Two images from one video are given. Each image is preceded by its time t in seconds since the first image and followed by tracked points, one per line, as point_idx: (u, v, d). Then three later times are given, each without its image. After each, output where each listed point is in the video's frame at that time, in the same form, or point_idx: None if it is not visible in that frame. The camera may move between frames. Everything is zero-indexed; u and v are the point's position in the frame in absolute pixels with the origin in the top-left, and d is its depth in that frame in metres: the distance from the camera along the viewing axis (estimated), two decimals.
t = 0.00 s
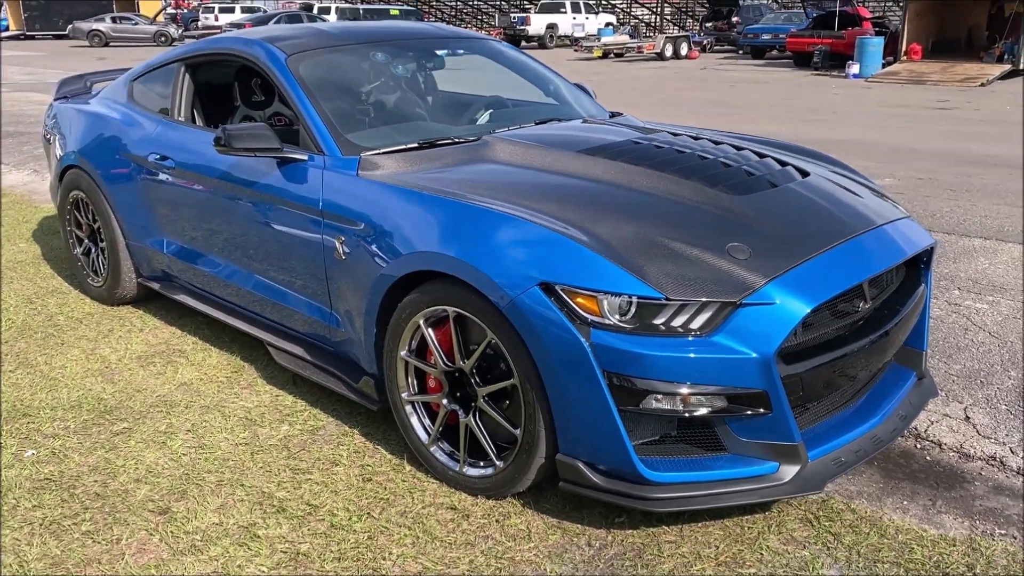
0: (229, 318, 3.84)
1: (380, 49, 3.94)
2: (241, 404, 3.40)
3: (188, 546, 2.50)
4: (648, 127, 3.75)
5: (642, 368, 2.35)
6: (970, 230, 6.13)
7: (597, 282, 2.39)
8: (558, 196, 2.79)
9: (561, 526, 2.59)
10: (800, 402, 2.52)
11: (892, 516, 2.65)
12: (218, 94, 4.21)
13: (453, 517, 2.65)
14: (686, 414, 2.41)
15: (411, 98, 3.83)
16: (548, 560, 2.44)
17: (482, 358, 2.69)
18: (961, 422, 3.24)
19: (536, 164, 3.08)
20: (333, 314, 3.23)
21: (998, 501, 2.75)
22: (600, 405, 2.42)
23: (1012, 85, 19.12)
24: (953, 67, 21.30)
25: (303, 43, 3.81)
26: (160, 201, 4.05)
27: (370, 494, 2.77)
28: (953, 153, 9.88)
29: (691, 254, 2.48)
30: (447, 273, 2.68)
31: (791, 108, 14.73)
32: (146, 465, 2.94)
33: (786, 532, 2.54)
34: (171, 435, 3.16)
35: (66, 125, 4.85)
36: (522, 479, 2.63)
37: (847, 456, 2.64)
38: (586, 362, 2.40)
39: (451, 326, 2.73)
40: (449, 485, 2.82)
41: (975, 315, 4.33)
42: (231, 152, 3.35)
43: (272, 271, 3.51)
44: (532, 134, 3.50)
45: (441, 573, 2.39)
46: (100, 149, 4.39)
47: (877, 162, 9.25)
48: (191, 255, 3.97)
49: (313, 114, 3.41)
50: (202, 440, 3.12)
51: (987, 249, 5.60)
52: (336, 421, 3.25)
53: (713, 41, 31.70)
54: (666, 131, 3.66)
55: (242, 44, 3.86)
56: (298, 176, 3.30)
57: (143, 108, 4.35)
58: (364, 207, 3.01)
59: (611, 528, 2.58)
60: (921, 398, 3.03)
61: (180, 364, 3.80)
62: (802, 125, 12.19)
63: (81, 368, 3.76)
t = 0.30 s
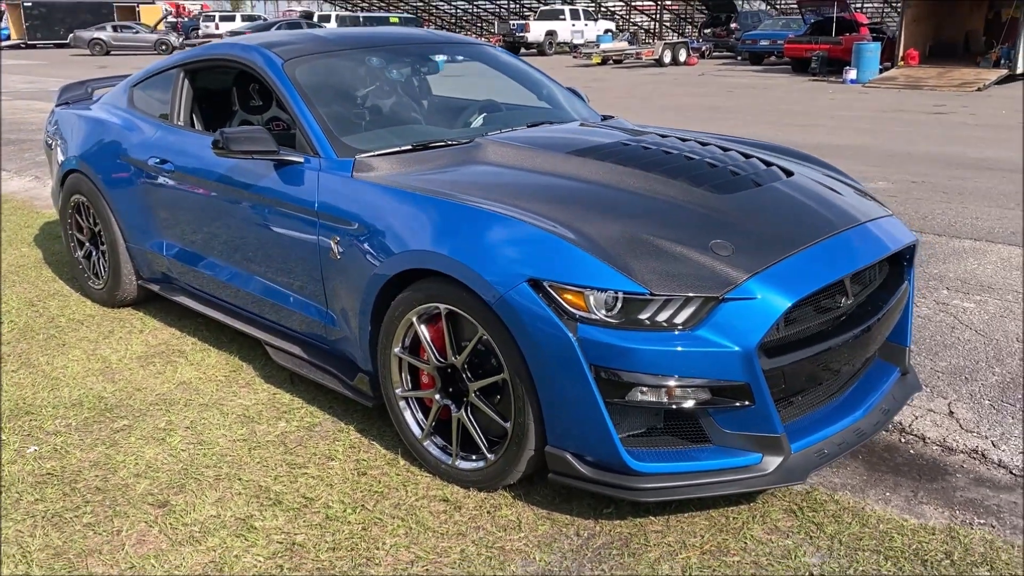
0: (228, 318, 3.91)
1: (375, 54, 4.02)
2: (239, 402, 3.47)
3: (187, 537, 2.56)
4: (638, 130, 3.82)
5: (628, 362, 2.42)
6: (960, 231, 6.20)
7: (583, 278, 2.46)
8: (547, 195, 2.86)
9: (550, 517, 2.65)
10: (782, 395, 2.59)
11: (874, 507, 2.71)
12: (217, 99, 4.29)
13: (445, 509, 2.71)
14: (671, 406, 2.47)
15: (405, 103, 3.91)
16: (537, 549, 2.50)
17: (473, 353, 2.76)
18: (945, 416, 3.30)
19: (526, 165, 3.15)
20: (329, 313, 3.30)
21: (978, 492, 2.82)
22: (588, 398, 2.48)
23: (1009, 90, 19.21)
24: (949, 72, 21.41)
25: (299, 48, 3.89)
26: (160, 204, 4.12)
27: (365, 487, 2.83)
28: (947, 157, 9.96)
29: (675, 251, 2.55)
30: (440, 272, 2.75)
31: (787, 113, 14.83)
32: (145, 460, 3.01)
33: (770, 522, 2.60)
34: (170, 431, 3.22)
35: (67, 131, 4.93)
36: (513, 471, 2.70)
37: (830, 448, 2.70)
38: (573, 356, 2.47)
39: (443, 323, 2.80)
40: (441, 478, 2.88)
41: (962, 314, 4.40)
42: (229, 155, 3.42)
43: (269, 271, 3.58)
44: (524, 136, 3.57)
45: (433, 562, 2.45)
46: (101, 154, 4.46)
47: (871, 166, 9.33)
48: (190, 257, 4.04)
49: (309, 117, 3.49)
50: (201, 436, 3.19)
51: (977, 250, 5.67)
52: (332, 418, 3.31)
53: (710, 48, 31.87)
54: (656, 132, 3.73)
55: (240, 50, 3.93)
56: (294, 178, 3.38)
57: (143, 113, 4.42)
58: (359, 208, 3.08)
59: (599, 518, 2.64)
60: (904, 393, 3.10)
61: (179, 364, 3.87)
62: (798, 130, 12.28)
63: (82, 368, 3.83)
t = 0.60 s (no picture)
0: (235, 320, 3.99)
1: (379, 61, 4.10)
2: (246, 401, 3.54)
3: (197, 530, 2.63)
4: (637, 134, 3.90)
5: (626, 358, 2.49)
6: (956, 234, 6.28)
7: (582, 277, 2.54)
8: (547, 198, 2.94)
9: (551, 511, 2.72)
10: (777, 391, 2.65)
11: (867, 500, 2.78)
12: (224, 106, 4.37)
13: (449, 503, 2.78)
14: (668, 401, 2.54)
15: (408, 108, 3.99)
16: (538, 541, 2.57)
17: (475, 352, 2.84)
18: (938, 414, 3.37)
19: (527, 168, 3.23)
20: (334, 314, 3.37)
21: (970, 487, 2.88)
22: (587, 394, 2.55)
23: (1007, 96, 19.31)
24: (949, 79, 21.51)
25: (304, 56, 3.97)
26: (168, 209, 4.21)
27: (370, 483, 2.90)
28: (945, 162, 10.04)
29: (672, 251, 2.62)
30: (443, 273, 2.82)
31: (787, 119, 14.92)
32: (155, 458, 3.08)
33: (765, 515, 2.67)
34: (180, 430, 3.29)
35: (76, 137, 5.01)
36: (515, 466, 2.77)
37: (824, 443, 2.77)
38: (572, 353, 2.54)
39: (447, 322, 2.88)
40: (445, 474, 2.95)
41: (957, 315, 4.47)
42: (237, 160, 3.50)
43: (275, 274, 3.66)
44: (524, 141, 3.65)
45: (437, 553, 2.51)
46: (110, 160, 4.55)
47: (869, 171, 9.42)
48: (198, 260, 4.12)
49: (315, 123, 3.57)
50: (210, 434, 3.26)
51: (973, 253, 5.74)
52: (337, 417, 3.39)
53: (710, 55, 32.02)
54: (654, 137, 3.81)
55: (247, 57, 4.02)
56: (301, 183, 3.45)
57: (151, 120, 4.50)
58: (363, 211, 3.16)
59: (599, 512, 2.71)
60: (897, 390, 3.17)
61: (187, 365, 3.95)
62: (797, 136, 12.37)
63: (92, 369, 3.90)
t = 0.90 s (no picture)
0: (252, 322, 4.07)
1: (393, 69, 4.19)
2: (265, 401, 3.62)
3: (222, 523, 2.70)
4: (646, 139, 3.98)
5: (640, 355, 2.56)
6: (959, 239, 6.35)
7: (597, 276, 2.61)
8: (561, 200, 3.01)
9: (566, 505, 2.79)
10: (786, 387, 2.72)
11: (875, 495, 2.84)
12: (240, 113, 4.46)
13: (466, 497, 2.85)
14: (681, 397, 2.60)
15: (421, 115, 4.08)
16: (554, 533, 2.63)
17: (491, 350, 2.91)
18: (943, 412, 3.44)
19: (540, 172, 3.30)
20: (351, 315, 3.45)
21: (975, 481, 2.94)
22: (602, 389, 2.62)
23: (1009, 104, 19.41)
24: (950, 87, 21.61)
25: (320, 63, 4.06)
26: (186, 214, 4.29)
27: (389, 478, 2.97)
28: (947, 169, 10.12)
29: (683, 251, 2.69)
30: (460, 272, 2.90)
31: (790, 128, 15.02)
32: (178, 455, 3.15)
33: (776, 509, 2.73)
34: (200, 429, 3.37)
35: (93, 144, 5.10)
36: (530, 461, 2.84)
37: (832, 438, 2.83)
38: (588, 349, 2.61)
39: (463, 321, 2.95)
40: (461, 470, 3.02)
41: (961, 317, 4.54)
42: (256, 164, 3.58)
43: (293, 276, 3.74)
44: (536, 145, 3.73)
45: (456, 545, 2.58)
46: (128, 166, 4.64)
47: (872, 178, 9.50)
48: (215, 263, 4.20)
49: (332, 129, 3.65)
50: (230, 433, 3.33)
51: (975, 258, 5.82)
52: (354, 416, 3.46)
53: (712, 65, 32.19)
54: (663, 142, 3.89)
55: (264, 65, 4.11)
56: (319, 187, 3.54)
57: (169, 127, 4.59)
58: (381, 213, 3.24)
59: (613, 506, 2.78)
60: (903, 389, 3.23)
61: (205, 366, 4.02)
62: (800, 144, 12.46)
63: (112, 370, 3.98)
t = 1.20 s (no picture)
0: (269, 323, 4.14)
1: (408, 74, 4.26)
2: (283, 399, 3.68)
3: (246, 515, 2.75)
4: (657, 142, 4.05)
5: (656, 349, 2.62)
6: (965, 243, 6.41)
7: (614, 272, 2.67)
8: (576, 200, 3.08)
9: (583, 497, 2.84)
10: (799, 381, 2.78)
11: (886, 488, 2.89)
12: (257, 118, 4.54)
13: (484, 491, 2.90)
14: (696, 390, 2.66)
15: (437, 118, 4.13)
16: (572, 525, 2.69)
17: (509, 346, 2.97)
18: (952, 409, 3.49)
19: (554, 173, 3.37)
20: (369, 314, 3.51)
21: (984, 475, 2.99)
22: (619, 383, 2.68)
23: (1011, 113, 19.50)
24: (953, 96, 21.69)
25: (337, 68, 4.14)
26: (204, 216, 4.37)
27: (408, 472, 3.03)
28: (952, 175, 10.19)
29: (697, 248, 2.75)
30: (478, 270, 2.96)
31: (794, 136, 15.10)
32: (200, 450, 3.22)
33: (789, 501, 2.79)
34: (221, 426, 3.43)
35: (109, 149, 5.18)
36: (548, 455, 2.90)
37: (844, 433, 2.89)
38: (604, 344, 2.67)
39: (481, 318, 3.01)
40: (479, 464, 3.08)
41: (967, 318, 4.60)
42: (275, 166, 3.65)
43: (310, 276, 3.80)
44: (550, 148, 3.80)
45: (476, 535, 2.63)
46: (146, 171, 4.72)
47: (876, 185, 9.57)
48: (231, 265, 4.27)
49: (350, 131, 3.73)
50: (250, 429, 3.39)
51: (981, 261, 5.88)
52: (372, 413, 3.52)
53: (715, 74, 32.34)
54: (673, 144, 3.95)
55: (281, 70, 4.18)
56: (336, 188, 3.60)
57: (186, 132, 4.67)
58: (399, 213, 3.30)
59: (629, 498, 2.83)
60: (912, 385, 3.29)
61: (223, 366, 4.09)
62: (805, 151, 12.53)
63: (132, 370, 4.05)
